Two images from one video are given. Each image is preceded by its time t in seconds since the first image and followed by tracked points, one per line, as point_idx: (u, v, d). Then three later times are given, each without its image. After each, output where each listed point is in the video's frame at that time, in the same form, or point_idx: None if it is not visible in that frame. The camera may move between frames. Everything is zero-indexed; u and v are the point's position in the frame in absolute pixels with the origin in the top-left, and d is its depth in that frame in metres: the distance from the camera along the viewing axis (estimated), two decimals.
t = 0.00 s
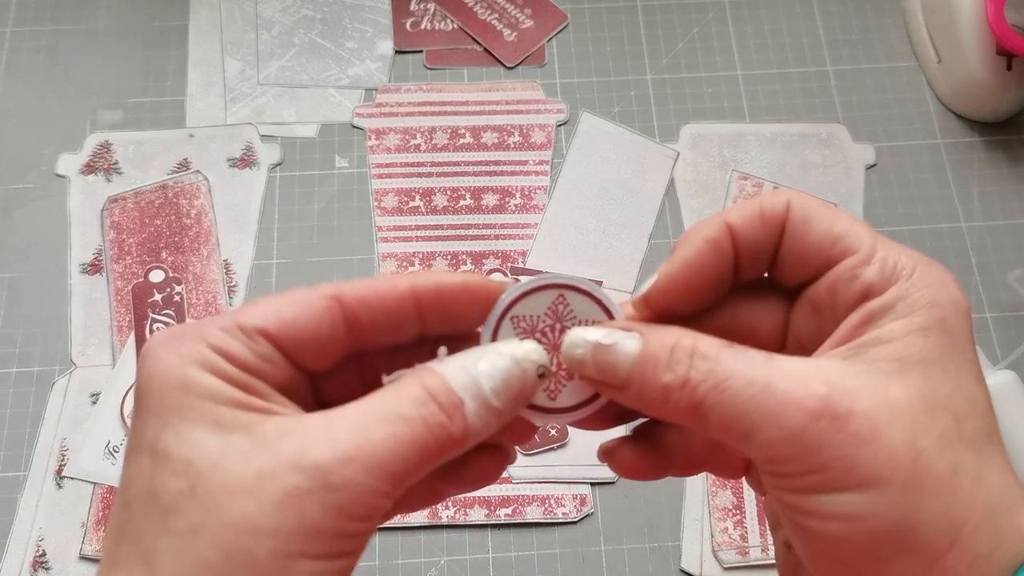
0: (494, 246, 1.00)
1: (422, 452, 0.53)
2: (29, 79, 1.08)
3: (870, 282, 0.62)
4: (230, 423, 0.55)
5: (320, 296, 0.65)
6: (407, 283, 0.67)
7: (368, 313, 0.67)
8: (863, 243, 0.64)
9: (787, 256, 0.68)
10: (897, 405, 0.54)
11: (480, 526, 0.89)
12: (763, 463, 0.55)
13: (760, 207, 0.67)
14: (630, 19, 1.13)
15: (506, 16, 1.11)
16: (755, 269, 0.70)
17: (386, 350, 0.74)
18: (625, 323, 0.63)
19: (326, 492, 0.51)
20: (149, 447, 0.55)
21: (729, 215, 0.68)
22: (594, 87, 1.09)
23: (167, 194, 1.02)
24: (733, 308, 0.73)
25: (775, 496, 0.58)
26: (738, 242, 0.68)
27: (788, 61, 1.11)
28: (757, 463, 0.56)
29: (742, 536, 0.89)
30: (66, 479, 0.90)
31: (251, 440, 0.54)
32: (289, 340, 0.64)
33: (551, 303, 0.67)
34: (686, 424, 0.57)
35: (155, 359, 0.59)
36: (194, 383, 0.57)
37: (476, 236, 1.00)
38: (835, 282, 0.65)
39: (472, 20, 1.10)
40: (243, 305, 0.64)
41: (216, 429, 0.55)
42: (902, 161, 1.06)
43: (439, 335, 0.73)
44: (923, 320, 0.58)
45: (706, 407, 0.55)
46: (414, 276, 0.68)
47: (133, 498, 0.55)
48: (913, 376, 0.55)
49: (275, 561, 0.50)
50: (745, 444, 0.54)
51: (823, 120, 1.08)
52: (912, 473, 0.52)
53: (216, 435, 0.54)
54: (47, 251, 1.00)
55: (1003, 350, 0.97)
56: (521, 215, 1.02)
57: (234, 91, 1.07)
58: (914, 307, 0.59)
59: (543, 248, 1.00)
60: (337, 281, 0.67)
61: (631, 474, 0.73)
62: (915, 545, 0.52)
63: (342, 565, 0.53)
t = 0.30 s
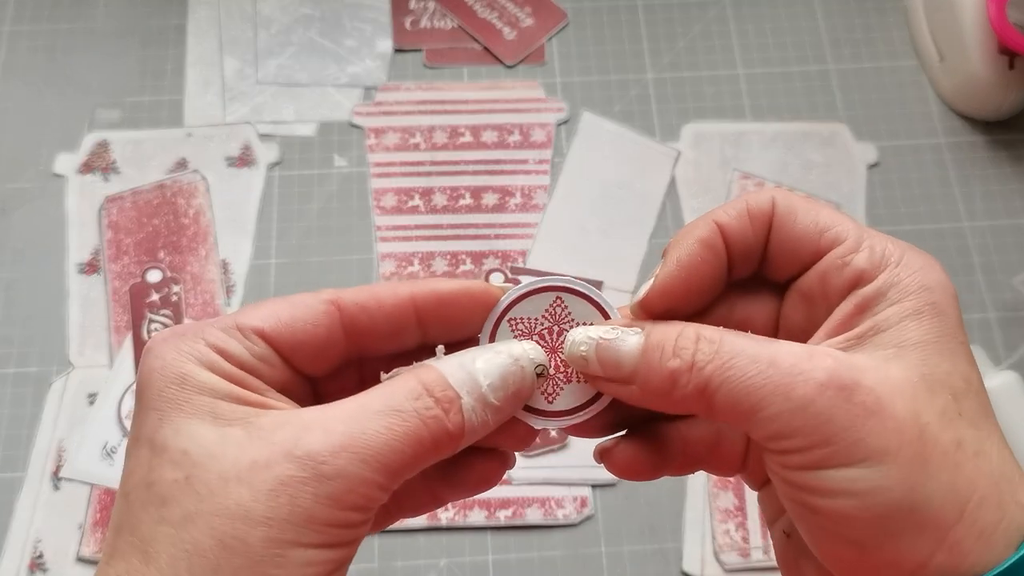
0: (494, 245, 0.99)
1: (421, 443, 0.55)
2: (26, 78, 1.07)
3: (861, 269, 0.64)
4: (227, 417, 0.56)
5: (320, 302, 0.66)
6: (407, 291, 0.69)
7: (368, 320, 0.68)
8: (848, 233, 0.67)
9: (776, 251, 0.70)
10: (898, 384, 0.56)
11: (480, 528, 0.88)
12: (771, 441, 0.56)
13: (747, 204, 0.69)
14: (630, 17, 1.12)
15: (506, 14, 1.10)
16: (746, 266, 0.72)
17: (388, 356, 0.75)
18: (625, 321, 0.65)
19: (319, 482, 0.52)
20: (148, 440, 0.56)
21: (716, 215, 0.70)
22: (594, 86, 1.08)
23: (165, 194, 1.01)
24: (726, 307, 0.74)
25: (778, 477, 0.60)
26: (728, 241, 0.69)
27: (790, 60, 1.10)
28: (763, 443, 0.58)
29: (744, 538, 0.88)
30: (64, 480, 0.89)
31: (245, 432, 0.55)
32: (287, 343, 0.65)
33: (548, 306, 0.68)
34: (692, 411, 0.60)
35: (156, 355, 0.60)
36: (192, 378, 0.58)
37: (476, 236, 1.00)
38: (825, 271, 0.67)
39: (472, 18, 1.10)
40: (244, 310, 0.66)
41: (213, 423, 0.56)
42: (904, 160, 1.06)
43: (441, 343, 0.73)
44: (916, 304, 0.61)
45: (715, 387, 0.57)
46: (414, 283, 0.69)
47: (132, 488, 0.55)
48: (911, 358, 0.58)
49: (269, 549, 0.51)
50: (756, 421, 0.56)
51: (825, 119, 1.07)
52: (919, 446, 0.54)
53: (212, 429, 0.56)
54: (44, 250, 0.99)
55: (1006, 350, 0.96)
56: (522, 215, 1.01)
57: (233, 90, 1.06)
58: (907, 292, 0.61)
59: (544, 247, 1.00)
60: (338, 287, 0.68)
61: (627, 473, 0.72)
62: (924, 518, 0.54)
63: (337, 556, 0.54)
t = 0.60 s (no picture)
0: (493, 245, 0.99)
1: (409, 434, 0.56)
2: (26, 78, 1.07)
3: (832, 278, 0.66)
4: (218, 418, 0.57)
5: (298, 298, 0.67)
6: (382, 285, 0.70)
7: (345, 316, 0.69)
8: (819, 247, 0.68)
9: (747, 260, 0.72)
10: (887, 389, 0.57)
11: (480, 528, 0.88)
12: (771, 447, 0.57)
13: (724, 212, 0.72)
14: (630, 17, 1.12)
15: (506, 15, 1.10)
16: (716, 270, 0.74)
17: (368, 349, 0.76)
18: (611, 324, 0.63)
19: (311, 473, 0.53)
20: (142, 444, 0.56)
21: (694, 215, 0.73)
22: (594, 86, 1.08)
23: (164, 194, 1.01)
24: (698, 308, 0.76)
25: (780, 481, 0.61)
26: (698, 238, 0.72)
27: (790, 60, 1.10)
28: (762, 447, 0.58)
29: (744, 538, 0.88)
30: (63, 480, 0.89)
31: (238, 430, 0.55)
32: (268, 339, 0.66)
33: (523, 295, 0.69)
34: (687, 420, 0.59)
35: (143, 362, 0.61)
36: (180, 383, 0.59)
37: (476, 236, 1.00)
38: (798, 277, 0.69)
39: (472, 18, 1.10)
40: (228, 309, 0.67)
41: (205, 424, 0.56)
42: (904, 160, 1.05)
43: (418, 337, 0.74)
44: (889, 308, 0.62)
45: (715, 398, 0.56)
46: (390, 278, 0.70)
47: (128, 492, 0.55)
48: (895, 359, 0.59)
49: (266, 540, 0.51)
50: (758, 428, 0.56)
51: (824, 119, 1.07)
52: (910, 443, 0.56)
53: (205, 430, 0.56)
54: (44, 251, 0.99)
55: (1006, 351, 0.96)
56: (522, 215, 1.01)
57: (233, 90, 1.06)
58: (876, 296, 0.63)
59: (543, 247, 1.00)
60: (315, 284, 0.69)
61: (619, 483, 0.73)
62: (924, 510, 0.55)
63: (335, 547, 0.54)
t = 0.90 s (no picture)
0: (493, 246, 0.99)
1: (415, 426, 0.56)
2: (26, 78, 1.07)
3: (799, 312, 0.67)
4: (235, 418, 0.58)
5: (309, 305, 0.68)
6: (388, 289, 0.69)
7: (354, 321, 0.69)
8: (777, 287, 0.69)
9: (704, 327, 0.72)
10: (849, 408, 0.59)
11: (480, 528, 0.88)
12: (732, 463, 0.59)
13: (662, 293, 0.72)
14: (630, 17, 1.12)
15: (506, 15, 1.10)
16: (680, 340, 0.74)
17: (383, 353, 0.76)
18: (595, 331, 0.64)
19: (321, 459, 0.54)
20: (162, 444, 0.58)
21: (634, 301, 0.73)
22: (594, 86, 1.08)
23: (165, 194, 1.01)
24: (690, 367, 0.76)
25: (741, 506, 0.62)
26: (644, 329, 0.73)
27: (790, 60, 1.10)
28: (722, 464, 0.60)
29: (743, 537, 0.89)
30: (64, 480, 0.89)
31: (252, 426, 0.56)
32: (283, 347, 0.66)
33: (529, 286, 0.67)
34: (652, 425, 0.60)
35: (170, 371, 0.62)
36: (201, 387, 0.60)
37: (476, 236, 1.00)
38: (762, 326, 0.69)
39: (472, 18, 1.10)
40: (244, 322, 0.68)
41: (222, 424, 0.57)
42: (903, 160, 1.06)
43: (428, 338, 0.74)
44: (857, 331, 0.64)
45: (678, 408, 0.58)
46: (396, 280, 0.70)
47: (149, 489, 0.57)
48: (859, 382, 0.61)
49: (276, 526, 0.52)
50: (717, 443, 0.58)
51: (824, 119, 1.07)
52: (868, 467, 0.57)
53: (222, 428, 0.57)
54: (44, 251, 0.99)
55: (1005, 350, 0.96)
56: (521, 215, 1.01)
57: (233, 90, 1.06)
58: (841, 322, 0.65)
59: (543, 248, 1.00)
60: (325, 290, 0.69)
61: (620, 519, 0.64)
62: (875, 538, 0.56)
63: (346, 534, 0.55)
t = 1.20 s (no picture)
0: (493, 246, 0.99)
1: (400, 368, 0.55)
2: (26, 78, 1.07)
3: (795, 284, 0.67)
4: (222, 329, 0.57)
5: (314, 208, 0.68)
6: (392, 207, 0.69)
7: (355, 230, 0.69)
8: (772, 261, 0.69)
9: (703, 312, 0.72)
10: (864, 381, 0.59)
11: (480, 528, 0.88)
12: (754, 448, 0.58)
13: (655, 287, 0.71)
14: (631, 17, 1.12)
15: (506, 15, 1.10)
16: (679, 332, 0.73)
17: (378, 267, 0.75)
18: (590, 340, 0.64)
19: (303, 393, 0.53)
20: (141, 342, 0.57)
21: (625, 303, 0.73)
22: (594, 86, 1.08)
23: (165, 194, 1.01)
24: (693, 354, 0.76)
25: (764, 485, 0.62)
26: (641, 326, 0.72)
27: (790, 60, 1.10)
28: (744, 449, 0.59)
29: (743, 536, 0.89)
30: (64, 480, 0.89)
31: (236, 344, 0.55)
32: (283, 248, 0.66)
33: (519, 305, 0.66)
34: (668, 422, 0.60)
35: (158, 267, 0.61)
36: (194, 288, 0.59)
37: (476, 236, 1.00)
38: (760, 304, 0.69)
39: (472, 18, 1.10)
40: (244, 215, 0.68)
41: (206, 333, 0.57)
42: (903, 160, 1.06)
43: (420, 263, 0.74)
44: (858, 300, 0.64)
45: (692, 400, 0.58)
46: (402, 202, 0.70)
47: (120, 387, 0.57)
48: (868, 355, 0.61)
49: (246, 455, 0.52)
50: (739, 429, 0.57)
51: (824, 119, 1.07)
52: (893, 438, 0.57)
53: (206, 337, 0.56)
54: (44, 251, 0.99)
55: (1005, 350, 0.96)
56: (521, 215, 1.01)
57: (234, 90, 1.06)
58: (841, 291, 0.65)
59: (543, 248, 1.00)
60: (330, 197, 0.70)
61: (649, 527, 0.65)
62: (905, 507, 0.57)
63: (312, 471, 0.55)
